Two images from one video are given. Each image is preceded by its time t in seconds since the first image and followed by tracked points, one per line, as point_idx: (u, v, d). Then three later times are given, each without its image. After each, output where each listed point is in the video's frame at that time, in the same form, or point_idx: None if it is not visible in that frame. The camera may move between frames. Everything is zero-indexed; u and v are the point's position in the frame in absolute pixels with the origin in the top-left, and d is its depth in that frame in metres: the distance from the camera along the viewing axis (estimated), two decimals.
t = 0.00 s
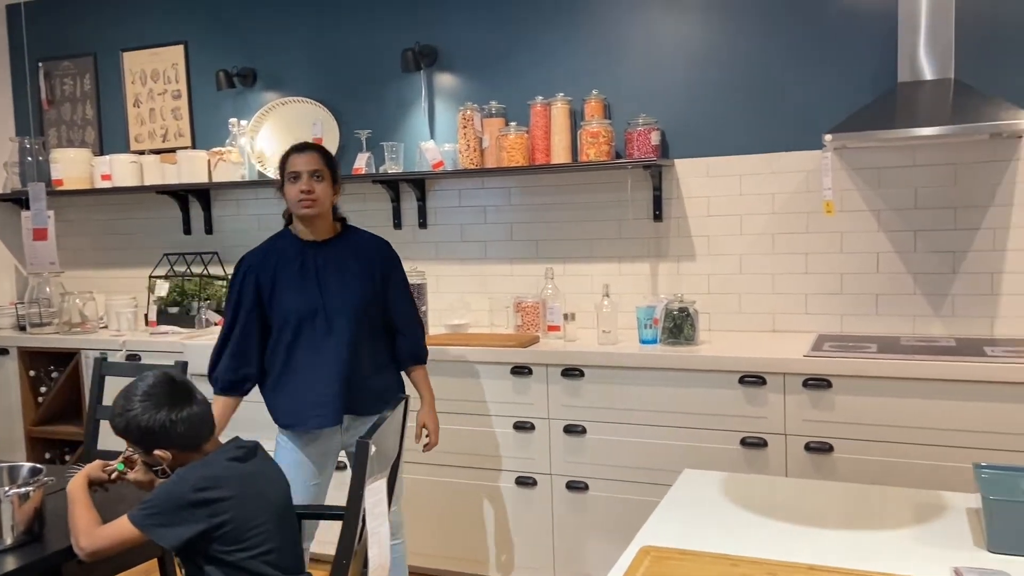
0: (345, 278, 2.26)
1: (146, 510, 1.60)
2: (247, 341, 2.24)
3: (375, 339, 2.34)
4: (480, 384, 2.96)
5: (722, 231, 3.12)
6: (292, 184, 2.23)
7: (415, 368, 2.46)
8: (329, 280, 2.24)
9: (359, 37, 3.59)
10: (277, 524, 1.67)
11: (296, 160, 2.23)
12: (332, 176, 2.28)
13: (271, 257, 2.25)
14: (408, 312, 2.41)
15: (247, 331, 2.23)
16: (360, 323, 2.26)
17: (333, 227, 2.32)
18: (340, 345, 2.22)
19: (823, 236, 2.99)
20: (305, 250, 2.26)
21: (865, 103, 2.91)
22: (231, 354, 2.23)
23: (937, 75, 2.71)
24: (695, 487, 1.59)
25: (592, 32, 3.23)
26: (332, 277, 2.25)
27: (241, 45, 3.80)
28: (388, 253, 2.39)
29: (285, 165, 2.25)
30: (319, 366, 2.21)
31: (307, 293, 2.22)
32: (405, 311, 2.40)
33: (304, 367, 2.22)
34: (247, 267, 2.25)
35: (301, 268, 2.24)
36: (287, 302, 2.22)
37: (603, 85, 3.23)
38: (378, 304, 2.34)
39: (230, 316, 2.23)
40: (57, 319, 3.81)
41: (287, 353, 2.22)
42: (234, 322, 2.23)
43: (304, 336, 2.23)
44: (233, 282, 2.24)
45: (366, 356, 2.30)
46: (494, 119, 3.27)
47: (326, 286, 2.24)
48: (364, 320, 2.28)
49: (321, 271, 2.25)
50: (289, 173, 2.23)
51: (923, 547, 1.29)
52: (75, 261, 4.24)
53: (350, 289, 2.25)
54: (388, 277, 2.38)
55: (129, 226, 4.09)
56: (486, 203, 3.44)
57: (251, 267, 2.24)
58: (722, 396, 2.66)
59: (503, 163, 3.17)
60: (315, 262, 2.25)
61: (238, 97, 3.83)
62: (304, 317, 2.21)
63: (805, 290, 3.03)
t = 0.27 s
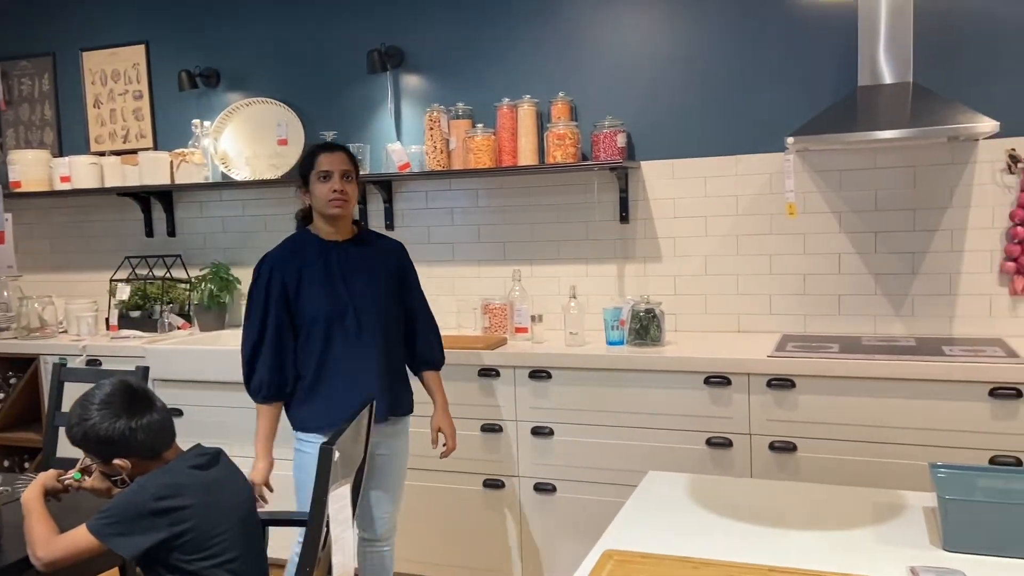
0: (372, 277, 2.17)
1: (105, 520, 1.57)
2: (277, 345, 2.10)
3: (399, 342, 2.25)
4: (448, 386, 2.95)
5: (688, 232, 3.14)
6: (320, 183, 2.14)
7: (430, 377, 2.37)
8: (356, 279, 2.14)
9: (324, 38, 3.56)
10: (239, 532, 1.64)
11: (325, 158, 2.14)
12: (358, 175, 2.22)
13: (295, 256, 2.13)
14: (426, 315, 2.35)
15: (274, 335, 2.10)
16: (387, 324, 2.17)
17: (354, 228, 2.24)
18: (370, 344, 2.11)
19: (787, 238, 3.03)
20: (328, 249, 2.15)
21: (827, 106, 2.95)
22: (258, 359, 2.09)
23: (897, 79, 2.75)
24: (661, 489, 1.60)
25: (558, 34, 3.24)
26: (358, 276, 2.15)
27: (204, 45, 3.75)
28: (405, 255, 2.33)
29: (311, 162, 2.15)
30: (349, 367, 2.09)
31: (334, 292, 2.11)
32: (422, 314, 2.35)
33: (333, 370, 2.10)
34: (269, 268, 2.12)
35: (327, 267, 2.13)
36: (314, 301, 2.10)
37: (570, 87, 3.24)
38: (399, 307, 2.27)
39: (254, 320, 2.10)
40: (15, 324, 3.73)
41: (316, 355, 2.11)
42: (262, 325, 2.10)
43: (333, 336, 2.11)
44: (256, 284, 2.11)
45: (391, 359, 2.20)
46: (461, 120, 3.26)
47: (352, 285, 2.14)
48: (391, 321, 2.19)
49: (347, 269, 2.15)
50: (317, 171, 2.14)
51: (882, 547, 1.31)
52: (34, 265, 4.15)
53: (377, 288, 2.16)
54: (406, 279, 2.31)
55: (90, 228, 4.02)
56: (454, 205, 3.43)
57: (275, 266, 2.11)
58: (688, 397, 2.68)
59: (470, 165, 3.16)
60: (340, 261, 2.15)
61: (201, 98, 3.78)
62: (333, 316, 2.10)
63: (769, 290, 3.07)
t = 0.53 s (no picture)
0: (367, 278, 2.15)
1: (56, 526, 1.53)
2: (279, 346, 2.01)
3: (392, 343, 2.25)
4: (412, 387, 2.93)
5: (652, 231, 3.16)
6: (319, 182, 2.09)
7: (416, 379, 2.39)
8: (354, 280, 2.12)
9: (286, 35, 3.52)
10: (195, 536, 1.62)
11: (324, 157, 2.09)
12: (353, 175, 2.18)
13: (294, 255, 2.05)
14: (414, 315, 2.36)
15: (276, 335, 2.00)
16: (383, 325, 2.17)
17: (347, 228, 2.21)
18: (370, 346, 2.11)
19: (749, 237, 3.06)
20: (324, 249, 2.10)
21: (786, 106, 2.98)
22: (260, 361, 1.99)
23: (854, 80, 2.79)
24: (622, 488, 1.60)
25: (522, 33, 3.24)
26: (356, 277, 2.12)
27: (163, 42, 3.69)
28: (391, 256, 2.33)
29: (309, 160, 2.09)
30: (352, 369, 2.07)
31: (335, 293, 2.07)
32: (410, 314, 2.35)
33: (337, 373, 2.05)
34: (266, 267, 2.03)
35: (327, 267, 2.08)
36: (317, 302, 2.05)
37: (534, 86, 3.24)
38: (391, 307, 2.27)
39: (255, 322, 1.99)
40: None
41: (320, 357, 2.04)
42: (263, 326, 1.99)
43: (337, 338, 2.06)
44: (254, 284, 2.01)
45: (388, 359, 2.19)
46: (425, 119, 3.24)
47: (351, 286, 2.10)
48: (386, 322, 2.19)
49: (345, 270, 2.11)
50: (316, 170, 2.09)
51: (835, 543, 1.32)
52: None
53: (373, 289, 2.16)
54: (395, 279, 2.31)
55: (46, 228, 3.93)
56: (418, 204, 3.42)
57: (275, 265, 2.02)
58: (651, 395, 2.69)
59: (434, 164, 3.14)
60: (338, 262, 2.10)
61: (160, 95, 3.71)
62: (337, 318, 2.06)
63: (731, 289, 3.10)
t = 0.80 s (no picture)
0: (363, 279, 2.03)
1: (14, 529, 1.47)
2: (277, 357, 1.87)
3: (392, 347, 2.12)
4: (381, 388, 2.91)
5: (621, 231, 3.17)
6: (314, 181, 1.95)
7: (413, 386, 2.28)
8: (351, 280, 1.99)
9: (251, 32, 3.47)
10: (157, 542, 1.59)
11: (320, 154, 1.95)
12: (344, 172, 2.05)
13: (286, 258, 1.92)
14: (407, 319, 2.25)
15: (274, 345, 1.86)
16: (383, 327, 2.05)
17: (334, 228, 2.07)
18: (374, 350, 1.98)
19: (717, 236, 3.08)
20: (317, 251, 1.97)
21: (753, 106, 3.00)
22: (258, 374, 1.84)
23: (820, 80, 2.82)
24: (591, 489, 1.60)
25: (491, 32, 3.22)
26: (352, 277, 2.00)
27: (126, 38, 3.61)
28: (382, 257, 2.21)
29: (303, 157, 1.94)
30: (358, 377, 1.92)
31: (335, 295, 1.93)
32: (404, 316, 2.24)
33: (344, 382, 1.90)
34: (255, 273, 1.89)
35: (323, 269, 1.95)
36: (317, 306, 1.90)
37: (503, 85, 3.23)
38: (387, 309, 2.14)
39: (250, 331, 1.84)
40: None
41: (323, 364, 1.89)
42: (259, 335, 1.85)
43: (340, 343, 1.92)
44: (244, 292, 1.86)
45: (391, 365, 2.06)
46: (393, 117, 3.21)
47: (348, 287, 1.98)
48: (385, 324, 2.07)
49: (340, 271, 1.98)
50: (311, 167, 1.94)
51: (802, 542, 1.33)
52: None
53: (370, 289, 2.03)
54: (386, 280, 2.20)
55: (5, 228, 3.84)
56: (387, 204, 3.39)
57: (267, 269, 1.88)
58: (620, 394, 2.70)
59: (403, 163, 3.12)
60: (332, 263, 1.97)
61: (123, 92, 3.64)
62: (339, 321, 1.92)
63: (700, 288, 3.11)
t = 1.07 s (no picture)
0: (348, 272, 1.97)
1: None
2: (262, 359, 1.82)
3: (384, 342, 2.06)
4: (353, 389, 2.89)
5: (594, 231, 3.18)
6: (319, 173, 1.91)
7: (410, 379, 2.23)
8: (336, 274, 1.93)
9: (221, 30, 3.43)
10: (123, 547, 1.56)
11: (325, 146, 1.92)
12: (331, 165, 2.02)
13: (267, 253, 1.86)
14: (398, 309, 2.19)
15: (260, 345, 1.81)
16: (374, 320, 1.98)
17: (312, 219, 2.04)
18: (364, 345, 1.92)
19: (688, 236, 3.10)
20: (299, 245, 1.91)
21: (723, 107, 3.03)
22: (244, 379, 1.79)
23: (789, 81, 2.85)
24: (563, 491, 1.60)
25: (463, 31, 3.22)
26: (336, 271, 1.94)
27: (92, 35, 3.56)
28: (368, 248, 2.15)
29: (310, 148, 1.89)
30: (347, 374, 1.87)
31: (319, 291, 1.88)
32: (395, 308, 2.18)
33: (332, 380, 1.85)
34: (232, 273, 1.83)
35: (305, 264, 1.89)
36: (301, 302, 1.85)
37: (475, 85, 3.22)
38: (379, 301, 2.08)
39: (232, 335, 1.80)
40: None
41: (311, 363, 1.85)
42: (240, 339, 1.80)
43: (328, 339, 1.86)
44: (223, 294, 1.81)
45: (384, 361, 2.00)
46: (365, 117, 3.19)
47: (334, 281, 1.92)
48: (377, 316, 2.01)
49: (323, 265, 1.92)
50: (318, 160, 1.90)
51: (770, 542, 1.34)
52: None
53: (357, 282, 1.97)
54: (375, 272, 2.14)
55: None
56: (359, 204, 3.37)
57: (248, 266, 1.83)
58: (593, 394, 2.71)
59: (374, 162, 3.10)
60: (313, 257, 1.92)
61: (89, 91, 3.58)
62: (326, 317, 1.86)
63: (671, 288, 3.13)
